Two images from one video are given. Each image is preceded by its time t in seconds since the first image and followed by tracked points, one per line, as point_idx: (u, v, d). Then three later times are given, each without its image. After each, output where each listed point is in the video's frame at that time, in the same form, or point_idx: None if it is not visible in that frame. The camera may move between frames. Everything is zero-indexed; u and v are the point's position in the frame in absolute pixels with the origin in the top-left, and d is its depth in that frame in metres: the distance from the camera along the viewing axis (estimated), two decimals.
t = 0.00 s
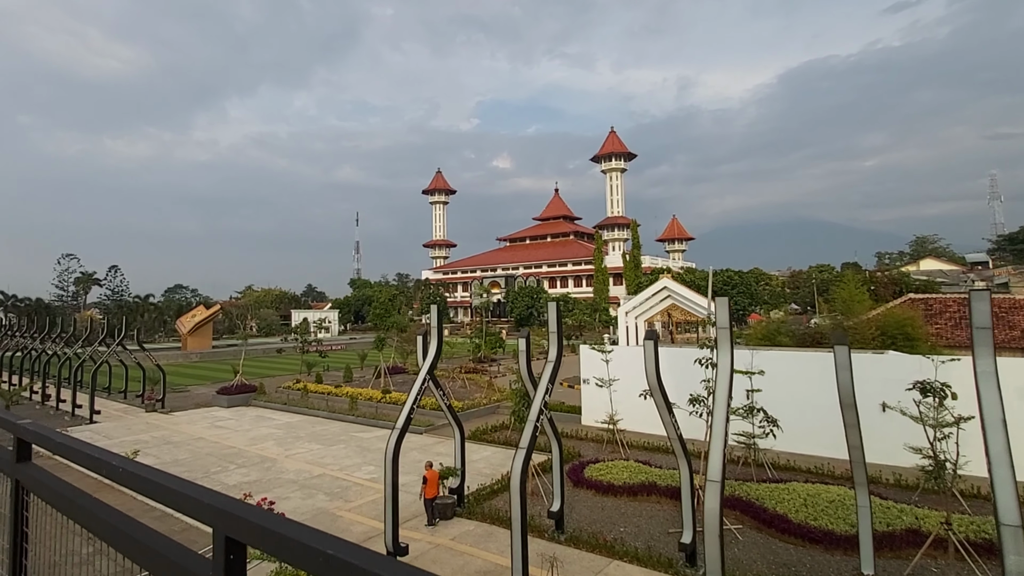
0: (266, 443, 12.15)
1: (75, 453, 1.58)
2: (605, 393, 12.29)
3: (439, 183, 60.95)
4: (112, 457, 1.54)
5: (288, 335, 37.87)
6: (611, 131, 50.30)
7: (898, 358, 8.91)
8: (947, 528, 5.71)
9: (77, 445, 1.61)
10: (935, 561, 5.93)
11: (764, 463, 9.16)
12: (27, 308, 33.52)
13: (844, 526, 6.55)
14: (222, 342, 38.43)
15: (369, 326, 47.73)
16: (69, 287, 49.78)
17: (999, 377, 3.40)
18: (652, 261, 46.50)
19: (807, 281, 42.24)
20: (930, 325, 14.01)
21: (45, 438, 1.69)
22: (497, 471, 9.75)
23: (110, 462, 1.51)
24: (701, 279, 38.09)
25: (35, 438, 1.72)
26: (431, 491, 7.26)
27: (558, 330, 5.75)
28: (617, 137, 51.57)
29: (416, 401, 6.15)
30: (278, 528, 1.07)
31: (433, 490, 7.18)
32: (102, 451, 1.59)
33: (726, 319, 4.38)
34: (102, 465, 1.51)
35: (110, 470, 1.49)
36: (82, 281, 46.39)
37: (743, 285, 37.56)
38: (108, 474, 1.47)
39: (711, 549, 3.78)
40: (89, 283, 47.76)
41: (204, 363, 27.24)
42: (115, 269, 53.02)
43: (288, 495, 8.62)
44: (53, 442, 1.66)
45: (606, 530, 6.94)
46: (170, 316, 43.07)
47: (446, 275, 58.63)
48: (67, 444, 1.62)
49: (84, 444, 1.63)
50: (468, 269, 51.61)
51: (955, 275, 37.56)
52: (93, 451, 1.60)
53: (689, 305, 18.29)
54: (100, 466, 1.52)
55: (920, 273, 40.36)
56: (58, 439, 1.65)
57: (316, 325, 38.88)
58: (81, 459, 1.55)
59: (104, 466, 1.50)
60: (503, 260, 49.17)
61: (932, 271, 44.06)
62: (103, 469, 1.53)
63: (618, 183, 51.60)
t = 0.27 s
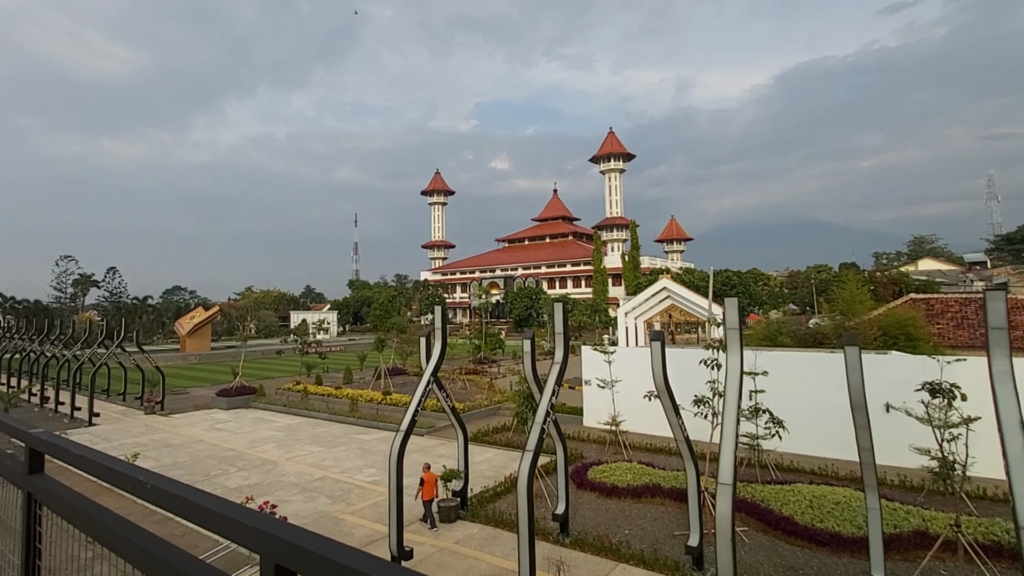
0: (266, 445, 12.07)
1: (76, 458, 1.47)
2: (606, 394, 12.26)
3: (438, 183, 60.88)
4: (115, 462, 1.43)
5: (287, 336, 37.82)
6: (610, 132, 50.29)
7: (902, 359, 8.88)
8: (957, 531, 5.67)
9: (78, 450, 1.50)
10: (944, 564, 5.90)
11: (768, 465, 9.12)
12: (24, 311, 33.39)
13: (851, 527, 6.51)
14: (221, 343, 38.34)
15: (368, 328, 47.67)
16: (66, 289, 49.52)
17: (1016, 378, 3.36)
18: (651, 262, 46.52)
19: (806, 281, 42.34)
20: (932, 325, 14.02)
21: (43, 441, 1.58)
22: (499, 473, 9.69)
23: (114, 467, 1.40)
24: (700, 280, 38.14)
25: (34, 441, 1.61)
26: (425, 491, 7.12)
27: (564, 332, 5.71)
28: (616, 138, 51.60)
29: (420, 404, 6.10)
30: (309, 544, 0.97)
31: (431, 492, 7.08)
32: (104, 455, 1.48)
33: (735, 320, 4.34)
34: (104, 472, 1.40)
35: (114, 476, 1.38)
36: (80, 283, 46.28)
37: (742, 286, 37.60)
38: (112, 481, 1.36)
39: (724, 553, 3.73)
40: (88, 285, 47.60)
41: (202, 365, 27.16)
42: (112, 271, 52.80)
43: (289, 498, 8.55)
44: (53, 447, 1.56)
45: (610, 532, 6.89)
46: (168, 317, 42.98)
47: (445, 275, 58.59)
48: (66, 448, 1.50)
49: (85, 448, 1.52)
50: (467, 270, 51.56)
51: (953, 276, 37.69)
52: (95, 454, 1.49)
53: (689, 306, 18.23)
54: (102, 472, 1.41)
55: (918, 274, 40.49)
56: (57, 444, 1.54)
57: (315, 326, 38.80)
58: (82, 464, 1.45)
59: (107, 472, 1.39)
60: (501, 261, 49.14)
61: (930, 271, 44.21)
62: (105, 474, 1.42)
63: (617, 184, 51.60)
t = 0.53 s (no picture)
0: (266, 447, 12.02)
1: (92, 464, 1.40)
2: (607, 394, 12.22)
3: (437, 183, 60.79)
4: (133, 467, 1.36)
5: (286, 337, 37.73)
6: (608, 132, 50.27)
7: (906, 358, 8.85)
8: (964, 531, 5.64)
9: (93, 455, 1.44)
10: (950, 564, 5.87)
11: (771, 465, 9.09)
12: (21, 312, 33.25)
13: (857, 528, 6.48)
14: (220, 344, 38.25)
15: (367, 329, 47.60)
16: (64, 290, 49.32)
17: None
18: (649, 262, 46.55)
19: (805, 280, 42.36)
20: (933, 324, 14.00)
21: (56, 446, 1.51)
22: (501, 474, 9.64)
23: (132, 474, 1.33)
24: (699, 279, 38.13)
25: (46, 446, 1.54)
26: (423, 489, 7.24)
27: (570, 333, 5.67)
28: (614, 138, 51.57)
29: (424, 405, 6.05)
30: (355, 558, 0.90)
31: (427, 492, 7.16)
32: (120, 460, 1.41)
33: (743, 319, 4.29)
34: (122, 478, 1.33)
35: (133, 483, 1.31)
36: (78, 284, 46.14)
37: (741, 285, 37.60)
38: (131, 489, 1.29)
39: (733, 555, 3.70)
40: (85, 286, 47.44)
41: (201, 366, 27.07)
42: (110, 272, 52.62)
43: (291, 500, 8.51)
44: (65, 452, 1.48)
45: (615, 533, 6.85)
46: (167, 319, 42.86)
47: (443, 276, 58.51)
48: (80, 454, 1.43)
49: (102, 454, 1.46)
50: (466, 271, 51.52)
51: (952, 275, 37.72)
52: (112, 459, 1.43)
53: (689, 305, 18.17)
54: (120, 478, 1.34)
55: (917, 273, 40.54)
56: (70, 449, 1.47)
57: (313, 327, 38.73)
58: (98, 470, 1.38)
59: (125, 479, 1.32)
60: (500, 262, 49.11)
61: (929, 271, 44.28)
62: (122, 482, 1.35)
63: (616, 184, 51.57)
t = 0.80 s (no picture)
0: (267, 448, 11.97)
1: (104, 466, 1.36)
2: (609, 393, 12.17)
3: (435, 183, 60.72)
4: (148, 468, 1.32)
5: (284, 337, 37.67)
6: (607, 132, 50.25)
7: (908, 357, 8.84)
8: (970, 531, 5.61)
9: (106, 457, 1.39)
10: (956, 563, 5.85)
11: (773, 464, 9.06)
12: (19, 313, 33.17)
13: (862, 527, 6.44)
14: (219, 344, 38.18)
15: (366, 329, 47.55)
16: (62, 291, 49.18)
17: None
18: (648, 262, 46.55)
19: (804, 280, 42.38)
20: (934, 323, 14.00)
21: (65, 448, 1.47)
22: (503, 474, 9.60)
23: (145, 476, 1.28)
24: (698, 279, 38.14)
25: (56, 448, 1.50)
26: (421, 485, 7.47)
27: (574, 332, 5.65)
28: (613, 137, 51.54)
29: (427, 405, 6.01)
30: (392, 565, 0.83)
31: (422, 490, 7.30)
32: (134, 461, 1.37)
33: (750, 319, 4.26)
34: (136, 480, 1.29)
35: (147, 486, 1.26)
36: (76, 284, 46.05)
37: (740, 285, 37.62)
38: (146, 490, 1.24)
39: (742, 555, 3.66)
40: (83, 286, 47.34)
41: (201, 366, 27.01)
42: (108, 272, 52.48)
43: (292, 500, 8.47)
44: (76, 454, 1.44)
45: (619, 533, 6.82)
46: (165, 319, 42.80)
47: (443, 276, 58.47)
48: (92, 456, 1.39)
49: (115, 455, 1.41)
50: (465, 271, 51.49)
51: (950, 275, 37.76)
52: (126, 461, 1.39)
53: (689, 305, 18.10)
54: (133, 480, 1.30)
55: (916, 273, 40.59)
56: (81, 450, 1.43)
57: (312, 327, 38.64)
58: (111, 471, 1.34)
59: (140, 481, 1.28)
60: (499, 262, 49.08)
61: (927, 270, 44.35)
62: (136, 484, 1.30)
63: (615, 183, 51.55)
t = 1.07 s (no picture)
0: (267, 448, 11.92)
1: (115, 476, 1.30)
2: (611, 393, 12.12)
3: (434, 183, 60.64)
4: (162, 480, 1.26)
5: (284, 337, 37.57)
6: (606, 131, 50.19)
7: (912, 356, 8.79)
8: (978, 531, 5.57)
9: (117, 466, 1.34)
10: (963, 563, 5.81)
11: (777, 464, 9.03)
12: (17, 313, 33.05)
13: (868, 527, 6.40)
14: (218, 345, 38.06)
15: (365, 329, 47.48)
16: (61, 291, 49.03)
17: None
18: (648, 261, 46.52)
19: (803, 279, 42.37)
20: (936, 322, 13.97)
21: (74, 456, 1.41)
22: (506, 474, 9.55)
23: (162, 489, 1.22)
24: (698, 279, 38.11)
25: (63, 457, 1.44)
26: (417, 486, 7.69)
27: (580, 331, 5.60)
28: (612, 137, 51.49)
29: (430, 405, 5.96)
30: None
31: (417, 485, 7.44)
32: (147, 471, 1.32)
33: (759, 317, 4.20)
34: (149, 491, 1.23)
35: (162, 499, 1.20)
36: (75, 285, 45.92)
37: (740, 284, 37.59)
38: (160, 504, 1.18)
39: (753, 557, 3.62)
40: (82, 286, 47.19)
41: (200, 367, 26.93)
42: (107, 272, 52.33)
43: (293, 501, 8.42)
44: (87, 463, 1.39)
45: (623, 535, 6.78)
46: (164, 319, 42.69)
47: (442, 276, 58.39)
48: (103, 466, 1.34)
49: (126, 465, 1.36)
50: (465, 271, 51.42)
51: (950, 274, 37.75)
52: (138, 471, 1.33)
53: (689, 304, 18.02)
54: (148, 494, 1.23)
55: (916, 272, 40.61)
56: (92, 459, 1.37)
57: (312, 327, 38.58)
58: (123, 482, 1.28)
59: (157, 496, 1.21)
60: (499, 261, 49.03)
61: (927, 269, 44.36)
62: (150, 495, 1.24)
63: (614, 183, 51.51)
